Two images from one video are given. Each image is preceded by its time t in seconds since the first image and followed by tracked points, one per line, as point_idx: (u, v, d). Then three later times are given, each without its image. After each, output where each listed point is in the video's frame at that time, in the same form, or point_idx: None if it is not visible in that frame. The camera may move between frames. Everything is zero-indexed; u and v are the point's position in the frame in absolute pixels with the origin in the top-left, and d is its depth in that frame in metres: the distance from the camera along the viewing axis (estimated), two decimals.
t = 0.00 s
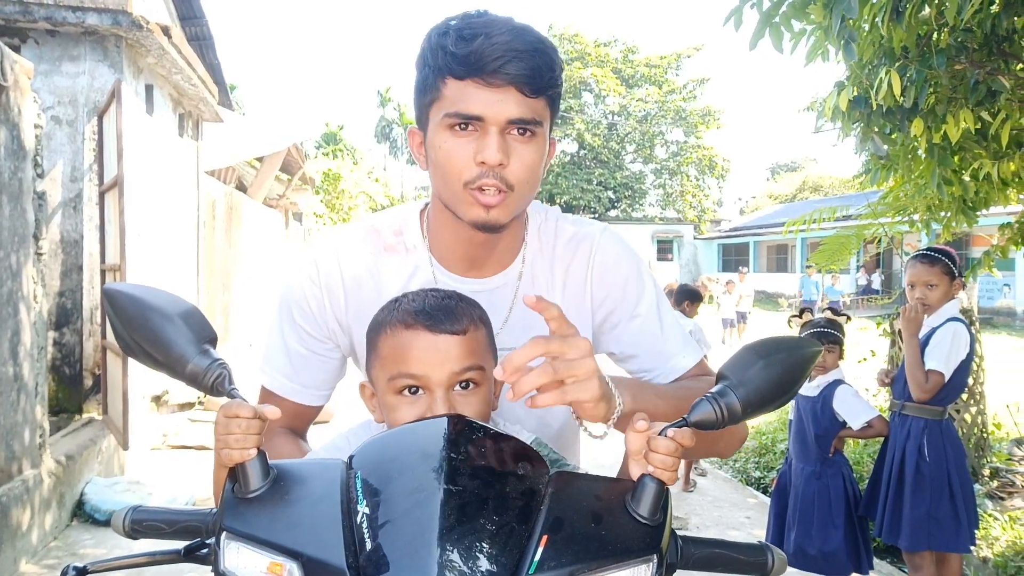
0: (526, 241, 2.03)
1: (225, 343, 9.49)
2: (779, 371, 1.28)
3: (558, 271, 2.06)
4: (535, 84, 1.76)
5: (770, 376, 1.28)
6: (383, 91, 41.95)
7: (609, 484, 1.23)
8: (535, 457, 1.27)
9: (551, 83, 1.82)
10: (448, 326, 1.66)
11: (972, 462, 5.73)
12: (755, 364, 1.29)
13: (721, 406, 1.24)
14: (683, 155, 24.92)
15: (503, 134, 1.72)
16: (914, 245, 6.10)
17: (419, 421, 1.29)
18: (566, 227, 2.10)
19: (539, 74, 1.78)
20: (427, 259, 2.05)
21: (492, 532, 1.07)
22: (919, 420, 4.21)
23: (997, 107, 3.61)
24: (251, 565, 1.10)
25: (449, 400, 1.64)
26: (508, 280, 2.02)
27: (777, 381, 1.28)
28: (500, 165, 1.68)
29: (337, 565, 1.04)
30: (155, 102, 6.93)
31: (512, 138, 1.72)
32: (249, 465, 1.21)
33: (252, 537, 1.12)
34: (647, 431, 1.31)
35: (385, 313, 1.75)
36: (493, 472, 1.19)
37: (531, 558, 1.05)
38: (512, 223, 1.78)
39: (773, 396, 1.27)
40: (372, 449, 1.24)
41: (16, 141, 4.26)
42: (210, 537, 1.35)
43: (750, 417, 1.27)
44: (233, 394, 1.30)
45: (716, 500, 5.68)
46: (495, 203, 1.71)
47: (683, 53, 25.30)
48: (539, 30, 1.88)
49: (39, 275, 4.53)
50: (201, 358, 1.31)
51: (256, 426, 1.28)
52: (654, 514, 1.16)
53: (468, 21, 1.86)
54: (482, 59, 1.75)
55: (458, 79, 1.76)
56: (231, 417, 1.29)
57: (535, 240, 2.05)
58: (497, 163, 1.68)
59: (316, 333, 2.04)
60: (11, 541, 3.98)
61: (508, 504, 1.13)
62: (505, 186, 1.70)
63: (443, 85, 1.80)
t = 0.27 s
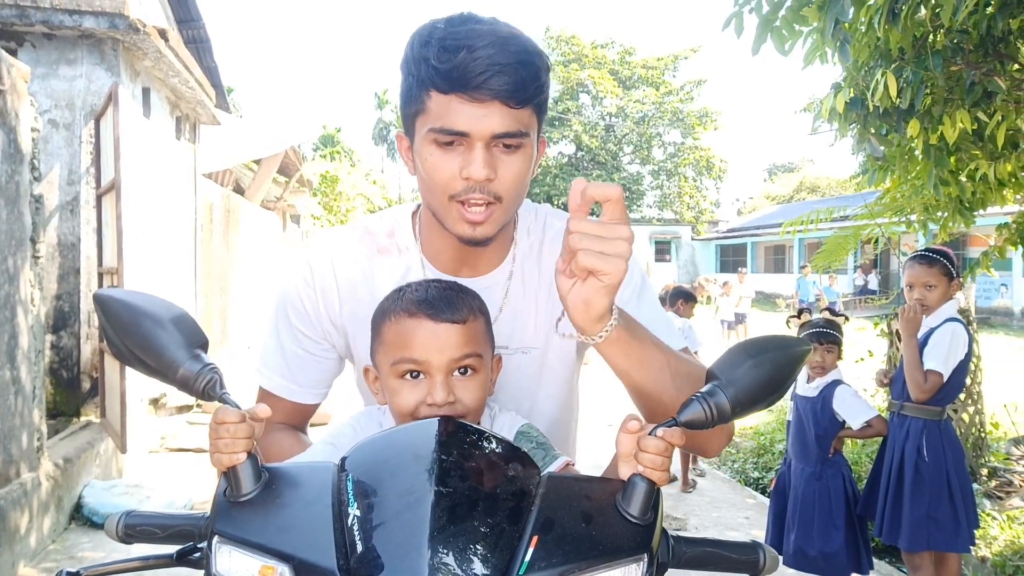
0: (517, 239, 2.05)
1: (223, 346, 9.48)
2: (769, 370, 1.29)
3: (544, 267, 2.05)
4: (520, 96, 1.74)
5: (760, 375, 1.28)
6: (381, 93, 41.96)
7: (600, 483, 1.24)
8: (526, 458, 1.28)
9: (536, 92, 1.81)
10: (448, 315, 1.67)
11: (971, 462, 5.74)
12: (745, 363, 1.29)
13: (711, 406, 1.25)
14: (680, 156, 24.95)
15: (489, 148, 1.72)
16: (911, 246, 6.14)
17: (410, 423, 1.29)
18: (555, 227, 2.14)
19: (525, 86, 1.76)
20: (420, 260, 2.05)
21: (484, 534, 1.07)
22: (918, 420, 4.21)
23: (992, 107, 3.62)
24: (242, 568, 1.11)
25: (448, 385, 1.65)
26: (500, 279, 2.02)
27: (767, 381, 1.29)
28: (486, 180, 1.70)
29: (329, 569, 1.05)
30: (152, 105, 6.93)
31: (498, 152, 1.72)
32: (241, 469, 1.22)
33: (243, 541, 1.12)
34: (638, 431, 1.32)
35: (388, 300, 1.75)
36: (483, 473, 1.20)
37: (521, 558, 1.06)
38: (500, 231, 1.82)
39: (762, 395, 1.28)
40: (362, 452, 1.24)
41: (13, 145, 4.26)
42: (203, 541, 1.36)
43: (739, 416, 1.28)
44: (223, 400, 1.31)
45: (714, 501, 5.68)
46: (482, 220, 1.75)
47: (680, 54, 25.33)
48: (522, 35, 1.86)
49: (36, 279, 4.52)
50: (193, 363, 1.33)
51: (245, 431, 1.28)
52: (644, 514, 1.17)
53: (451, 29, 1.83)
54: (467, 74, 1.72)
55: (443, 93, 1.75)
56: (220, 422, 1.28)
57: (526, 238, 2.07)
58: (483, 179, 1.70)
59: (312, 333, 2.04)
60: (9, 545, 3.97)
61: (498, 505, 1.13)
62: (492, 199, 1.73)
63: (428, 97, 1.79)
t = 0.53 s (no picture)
0: (508, 236, 2.05)
1: (217, 344, 9.46)
2: (760, 368, 1.30)
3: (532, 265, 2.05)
4: (519, 124, 1.70)
5: (751, 373, 1.29)
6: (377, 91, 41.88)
7: (591, 482, 1.23)
8: (517, 456, 1.28)
9: (535, 112, 1.76)
10: (434, 312, 1.67)
11: (963, 461, 5.76)
12: (736, 361, 1.30)
13: (702, 403, 1.26)
14: (676, 155, 24.96)
15: (485, 173, 1.71)
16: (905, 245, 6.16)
17: (401, 422, 1.29)
18: (546, 224, 2.13)
19: (526, 115, 1.72)
20: (412, 258, 2.04)
21: (476, 534, 1.07)
22: (912, 419, 4.22)
23: (986, 107, 3.63)
24: (231, 569, 1.11)
25: (431, 381, 1.65)
26: (490, 276, 2.02)
27: (758, 378, 1.29)
28: (482, 207, 1.72)
29: (318, 569, 1.05)
30: (146, 102, 6.91)
31: (494, 177, 1.72)
32: (230, 469, 1.22)
33: (232, 541, 1.12)
34: (630, 430, 1.32)
35: (375, 296, 1.75)
36: (474, 472, 1.19)
37: (512, 557, 1.06)
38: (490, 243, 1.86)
39: (753, 393, 1.28)
40: (353, 451, 1.24)
41: (5, 141, 4.25)
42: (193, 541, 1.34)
43: (730, 414, 1.28)
44: (213, 399, 1.31)
45: (708, 499, 5.69)
46: (475, 233, 1.78)
47: (675, 53, 25.35)
48: (524, 50, 1.80)
49: (29, 276, 4.51)
50: (181, 362, 1.32)
51: (235, 430, 1.28)
52: (636, 512, 1.17)
53: (452, 49, 1.76)
54: (467, 107, 1.67)
55: (441, 122, 1.70)
56: (210, 422, 1.28)
57: (515, 236, 2.06)
58: (479, 205, 1.72)
59: (304, 328, 2.04)
60: (1, 543, 3.96)
61: (489, 505, 1.13)
62: (486, 217, 1.75)
63: (425, 120, 1.75)
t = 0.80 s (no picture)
0: (498, 230, 2.05)
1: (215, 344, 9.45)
2: (754, 368, 1.30)
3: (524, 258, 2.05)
4: (497, 73, 1.78)
5: (744, 373, 1.29)
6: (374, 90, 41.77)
7: (585, 482, 1.24)
8: (511, 457, 1.28)
9: (512, 72, 1.84)
10: (424, 310, 1.67)
11: (960, 461, 5.77)
12: (730, 361, 1.30)
13: (696, 404, 1.27)
14: (673, 155, 24.99)
15: (469, 122, 1.75)
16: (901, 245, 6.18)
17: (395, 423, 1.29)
18: (533, 215, 2.13)
19: (502, 66, 1.80)
20: (405, 256, 2.04)
21: (472, 535, 1.07)
22: (909, 419, 4.23)
23: (982, 108, 3.65)
24: (225, 570, 1.12)
25: (424, 378, 1.65)
26: (480, 272, 2.02)
27: (751, 378, 1.29)
28: (469, 152, 1.71)
29: (312, 570, 1.06)
30: (143, 102, 6.90)
31: (479, 127, 1.75)
32: (224, 470, 1.23)
33: (226, 542, 1.14)
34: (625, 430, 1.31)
35: (366, 297, 1.74)
36: (469, 473, 1.19)
37: (506, 557, 1.06)
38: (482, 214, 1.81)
39: (747, 393, 1.29)
40: (348, 453, 1.24)
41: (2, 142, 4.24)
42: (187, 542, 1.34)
43: (724, 414, 1.29)
44: (207, 401, 1.31)
45: (706, 499, 5.70)
46: (466, 193, 1.75)
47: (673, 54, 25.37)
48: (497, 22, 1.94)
49: (25, 277, 4.50)
50: (175, 364, 1.33)
51: (229, 432, 1.28)
52: (630, 512, 1.18)
53: (429, 18, 1.88)
54: (445, 52, 1.77)
55: (422, 73, 1.78)
56: (203, 424, 1.28)
57: (506, 229, 2.06)
58: (466, 150, 1.71)
59: (300, 331, 2.04)
60: None
61: (484, 506, 1.13)
62: (475, 173, 1.73)
63: (408, 81, 1.82)
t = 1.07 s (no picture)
0: (493, 225, 2.04)
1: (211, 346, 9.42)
2: (748, 366, 1.30)
3: (520, 251, 2.04)
4: (487, 70, 1.78)
5: (739, 372, 1.29)
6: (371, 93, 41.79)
7: (581, 481, 1.24)
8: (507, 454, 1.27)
9: (502, 70, 1.83)
10: (423, 311, 1.65)
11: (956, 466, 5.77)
12: (724, 359, 1.30)
13: (691, 402, 1.27)
14: (669, 159, 25.03)
15: (460, 118, 1.75)
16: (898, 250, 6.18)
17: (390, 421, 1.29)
18: (523, 206, 2.11)
19: (492, 62, 1.80)
20: (400, 255, 2.03)
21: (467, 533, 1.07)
22: (906, 423, 4.23)
23: (978, 112, 3.66)
24: (221, 567, 1.11)
25: (424, 378, 1.65)
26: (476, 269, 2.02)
27: (746, 376, 1.29)
28: (459, 147, 1.71)
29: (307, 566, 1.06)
30: (140, 103, 6.88)
31: (470, 123, 1.75)
32: (219, 468, 1.23)
33: (221, 539, 1.13)
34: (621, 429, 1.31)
35: (365, 297, 1.73)
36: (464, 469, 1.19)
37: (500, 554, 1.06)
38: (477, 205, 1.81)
39: (741, 392, 1.29)
40: (343, 450, 1.24)
41: None
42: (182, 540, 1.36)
43: (718, 413, 1.29)
44: (202, 399, 1.31)
45: (702, 503, 5.69)
46: (458, 183, 1.74)
47: (670, 58, 25.42)
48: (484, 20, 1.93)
49: (21, 277, 4.48)
50: (171, 361, 1.32)
51: (225, 429, 1.28)
52: (625, 510, 1.17)
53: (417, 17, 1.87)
54: (434, 49, 1.76)
55: (412, 72, 1.77)
56: (199, 422, 1.28)
57: (501, 225, 2.05)
58: (456, 145, 1.71)
59: (300, 330, 2.04)
60: None
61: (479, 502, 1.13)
62: (465, 166, 1.73)
63: (399, 80, 1.80)
